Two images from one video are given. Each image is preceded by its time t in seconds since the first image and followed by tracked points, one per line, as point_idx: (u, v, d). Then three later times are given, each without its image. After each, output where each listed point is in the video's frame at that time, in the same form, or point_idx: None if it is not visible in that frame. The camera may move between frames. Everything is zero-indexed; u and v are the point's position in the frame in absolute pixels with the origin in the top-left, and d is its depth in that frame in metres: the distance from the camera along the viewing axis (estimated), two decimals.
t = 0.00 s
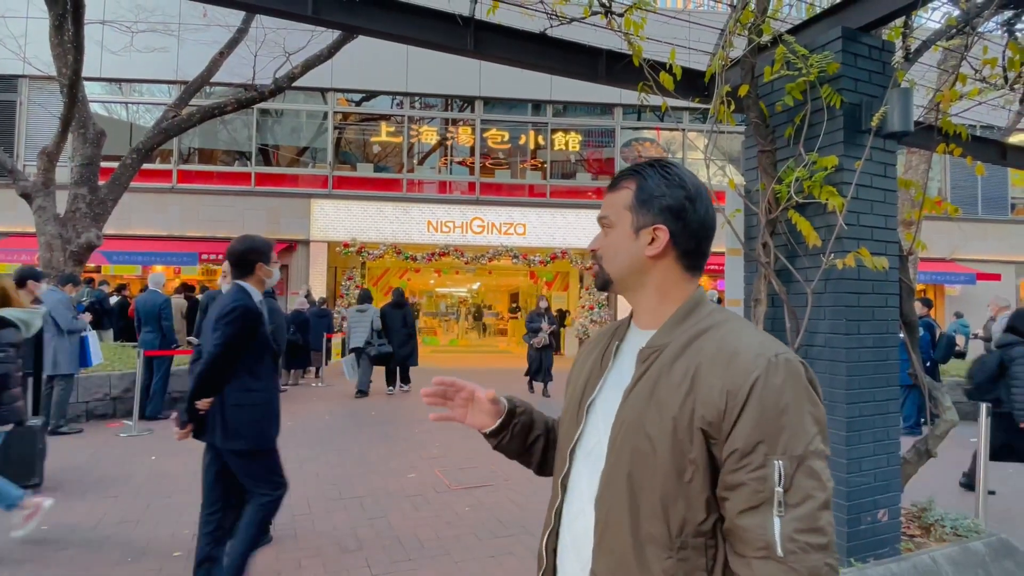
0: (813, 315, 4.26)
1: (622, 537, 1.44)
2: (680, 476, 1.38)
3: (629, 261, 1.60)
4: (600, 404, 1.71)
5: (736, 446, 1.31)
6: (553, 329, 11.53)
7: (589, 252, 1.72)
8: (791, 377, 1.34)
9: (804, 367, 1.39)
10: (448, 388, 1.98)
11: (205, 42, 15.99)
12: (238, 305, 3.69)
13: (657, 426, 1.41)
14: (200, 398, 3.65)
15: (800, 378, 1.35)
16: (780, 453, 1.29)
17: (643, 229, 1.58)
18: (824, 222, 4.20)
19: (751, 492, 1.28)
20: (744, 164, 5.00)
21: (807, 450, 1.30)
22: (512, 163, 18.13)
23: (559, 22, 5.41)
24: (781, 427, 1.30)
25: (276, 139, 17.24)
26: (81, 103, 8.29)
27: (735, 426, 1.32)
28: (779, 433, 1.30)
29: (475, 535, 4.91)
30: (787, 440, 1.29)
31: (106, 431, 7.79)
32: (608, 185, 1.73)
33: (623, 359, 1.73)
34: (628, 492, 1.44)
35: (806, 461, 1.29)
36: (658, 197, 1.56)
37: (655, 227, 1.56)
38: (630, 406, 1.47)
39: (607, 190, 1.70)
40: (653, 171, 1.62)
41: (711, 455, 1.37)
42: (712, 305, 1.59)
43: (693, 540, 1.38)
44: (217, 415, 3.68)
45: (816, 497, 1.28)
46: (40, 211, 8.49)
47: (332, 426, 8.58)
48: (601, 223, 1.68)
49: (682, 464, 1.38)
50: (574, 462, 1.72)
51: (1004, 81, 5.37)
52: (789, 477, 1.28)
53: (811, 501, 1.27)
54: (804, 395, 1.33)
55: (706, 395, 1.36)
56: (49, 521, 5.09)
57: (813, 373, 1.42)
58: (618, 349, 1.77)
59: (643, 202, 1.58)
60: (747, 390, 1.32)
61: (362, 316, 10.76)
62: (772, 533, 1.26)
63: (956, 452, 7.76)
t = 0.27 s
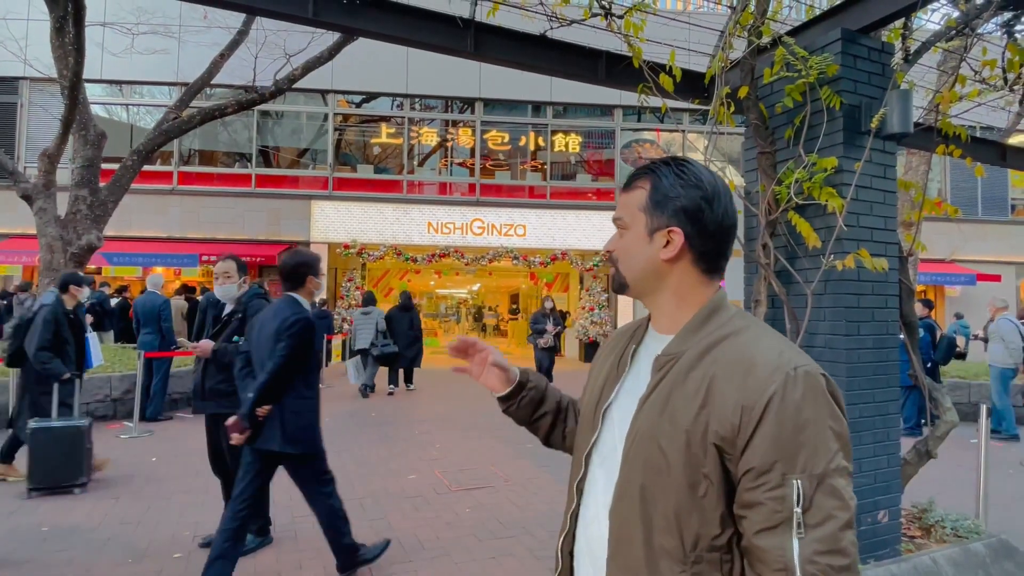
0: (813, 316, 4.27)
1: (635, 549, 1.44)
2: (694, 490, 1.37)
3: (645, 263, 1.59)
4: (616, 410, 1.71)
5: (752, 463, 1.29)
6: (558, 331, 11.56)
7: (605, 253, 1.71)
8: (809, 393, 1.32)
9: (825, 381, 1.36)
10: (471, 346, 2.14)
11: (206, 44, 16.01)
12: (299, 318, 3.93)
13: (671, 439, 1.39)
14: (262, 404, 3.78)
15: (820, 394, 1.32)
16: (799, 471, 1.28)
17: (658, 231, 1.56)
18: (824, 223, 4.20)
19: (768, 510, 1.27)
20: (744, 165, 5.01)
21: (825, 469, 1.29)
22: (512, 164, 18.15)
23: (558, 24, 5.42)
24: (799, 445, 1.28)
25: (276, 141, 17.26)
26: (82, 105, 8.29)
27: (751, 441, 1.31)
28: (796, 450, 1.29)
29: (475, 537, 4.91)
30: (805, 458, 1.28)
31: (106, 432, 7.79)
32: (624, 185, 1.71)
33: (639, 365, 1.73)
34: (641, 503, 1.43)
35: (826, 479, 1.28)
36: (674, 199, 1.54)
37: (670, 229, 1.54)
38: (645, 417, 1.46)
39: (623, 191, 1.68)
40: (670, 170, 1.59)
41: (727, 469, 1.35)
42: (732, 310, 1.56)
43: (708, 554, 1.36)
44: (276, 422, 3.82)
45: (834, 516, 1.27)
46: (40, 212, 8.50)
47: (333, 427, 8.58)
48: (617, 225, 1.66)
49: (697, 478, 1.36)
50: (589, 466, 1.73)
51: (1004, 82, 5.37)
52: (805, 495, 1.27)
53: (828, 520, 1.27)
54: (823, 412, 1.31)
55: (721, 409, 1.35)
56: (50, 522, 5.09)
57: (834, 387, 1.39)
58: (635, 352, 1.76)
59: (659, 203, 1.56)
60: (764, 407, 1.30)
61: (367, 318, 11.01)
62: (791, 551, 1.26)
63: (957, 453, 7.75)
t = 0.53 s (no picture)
0: (814, 317, 4.27)
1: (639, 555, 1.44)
2: (697, 499, 1.35)
3: (653, 267, 1.55)
4: (628, 412, 1.71)
5: (753, 475, 1.27)
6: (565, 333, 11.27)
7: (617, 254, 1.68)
8: (816, 406, 1.27)
9: (835, 394, 1.31)
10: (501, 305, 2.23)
11: (207, 46, 16.05)
12: (358, 316, 4.13)
13: (675, 447, 1.38)
14: (324, 395, 3.97)
15: (827, 408, 1.27)
16: (801, 486, 1.24)
17: (663, 234, 1.52)
18: (825, 224, 4.20)
19: (767, 524, 1.25)
20: (745, 166, 5.02)
21: (828, 484, 1.25)
22: (513, 165, 18.15)
23: (559, 25, 5.43)
24: (801, 459, 1.24)
25: (278, 143, 17.29)
26: (84, 107, 8.31)
27: (753, 454, 1.28)
28: (799, 465, 1.25)
29: (477, 538, 4.90)
30: (806, 473, 1.24)
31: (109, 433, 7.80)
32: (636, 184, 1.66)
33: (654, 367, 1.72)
34: (645, 510, 1.43)
35: (828, 495, 1.24)
36: (680, 202, 1.49)
37: (675, 233, 1.49)
38: (652, 423, 1.44)
39: (635, 192, 1.64)
40: (677, 171, 1.54)
41: (730, 479, 1.33)
42: (745, 314, 1.51)
43: (713, 564, 1.35)
44: (339, 412, 4.02)
45: (837, 533, 1.24)
46: (43, 214, 8.53)
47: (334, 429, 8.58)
48: (629, 226, 1.63)
49: (700, 487, 1.35)
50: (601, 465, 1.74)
51: (1005, 82, 5.36)
52: (807, 511, 1.24)
53: (830, 537, 1.23)
54: (830, 426, 1.27)
55: (724, 420, 1.32)
56: (52, 524, 5.10)
57: (846, 398, 1.33)
58: (648, 355, 1.77)
59: (666, 206, 1.52)
60: (766, 419, 1.27)
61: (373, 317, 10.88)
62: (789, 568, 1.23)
63: (959, 454, 7.73)
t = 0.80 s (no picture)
0: (820, 318, 4.25)
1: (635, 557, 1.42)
2: (689, 506, 1.32)
3: (662, 270, 1.56)
4: (641, 411, 1.72)
5: (739, 484, 1.22)
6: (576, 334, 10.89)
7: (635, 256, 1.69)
8: (807, 417, 1.20)
9: (833, 405, 1.22)
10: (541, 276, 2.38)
11: (213, 49, 16.14)
12: (408, 317, 4.35)
13: (669, 451, 1.35)
14: (376, 390, 4.20)
15: (821, 420, 1.19)
16: (785, 499, 1.17)
17: (671, 238, 1.52)
18: (831, 225, 4.18)
19: (751, 536, 1.19)
20: (750, 168, 5.01)
21: (817, 500, 1.16)
22: (517, 167, 18.16)
23: (563, 27, 5.44)
24: (787, 471, 1.18)
25: (283, 145, 17.37)
26: (91, 110, 8.35)
27: (741, 463, 1.23)
28: (785, 477, 1.18)
29: (482, 540, 4.90)
30: (793, 486, 1.17)
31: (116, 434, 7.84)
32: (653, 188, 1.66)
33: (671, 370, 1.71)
34: (641, 512, 1.42)
35: (816, 511, 1.16)
36: (688, 205, 1.48)
37: (681, 236, 1.49)
38: (651, 427, 1.43)
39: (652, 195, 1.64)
40: (686, 174, 1.53)
41: (723, 488, 1.29)
42: (755, 319, 1.47)
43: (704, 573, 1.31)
44: (388, 405, 4.24)
45: (823, 553, 1.14)
46: (51, 216, 8.59)
47: (340, 430, 8.61)
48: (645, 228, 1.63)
49: (692, 493, 1.32)
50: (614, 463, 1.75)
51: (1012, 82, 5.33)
52: (793, 527, 1.17)
53: (814, 555, 1.14)
54: (822, 439, 1.18)
55: (715, 425, 1.28)
56: (60, 524, 5.13)
57: (847, 411, 1.24)
58: (661, 357, 1.79)
59: (675, 208, 1.51)
60: (753, 427, 1.22)
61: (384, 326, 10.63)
62: None
63: (967, 455, 7.69)
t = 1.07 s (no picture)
0: (828, 319, 4.22)
1: (636, 560, 1.42)
2: (690, 510, 1.31)
3: (671, 272, 1.57)
4: (650, 411, 1.72)
5: (738, 490, 1.21)
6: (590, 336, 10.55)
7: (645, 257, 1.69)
8: (807, 424, 1.18)
9: (835, 413, 1.20)
10: (569, 261, 2.47)
11: (221, 53, 16.25)
12: (446, 320, 4.64)
13: (671, 454, 1.35)
14: (420, 390, 4.51)
15: (821, 427, 1.17)
16: (785, 506, 1.15)
17: (679, 240, 1.52)
18: (839, 225, 4.15)
19: (749, 541, 1.18)
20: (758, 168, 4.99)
21: (815, 510, 1.14)
22: (523, 168, 18.16)
23: (569, 29, 5.43)
24: (785, 478, 1.16)
25: (291, 148, 17.47)
26: (102, 114, 8.42)
27: (740, 468, 1.21)
28: (783, 484, 1.16)
29: (490, 541, 4.90)
30: (791, 494, 1.15)
31: (126, 435, 7.89)
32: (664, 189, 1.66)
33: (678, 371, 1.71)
34: (644, 513, 1.41)
35: (813, 521, 1.14)
36: (696, 207, 1.48)
37: (689, 238, 1.49)
38: (656, 429, 1.42)
39: (663, 196, 1.64)
40: (695, 176, 1.53)
41: (723, 493, 1.28)
42: (764, 322, 1.45)
43: None
44: (432, 404, 4.54)
45: (821, 563, 1.12)
46: (62, 219, 8.67)
47: (348, 431, 8.63)
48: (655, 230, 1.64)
49: (694, 497, 1.31)
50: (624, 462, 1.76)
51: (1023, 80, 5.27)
52: (790, 536, 1.15)
53: (811, 565, 1.12)
54: (822, 447, 1.16)
55: (715, 430, 1.27)
56: (72, 524, 5.18)
57: (850, 419, 1.21)
58: (671, 358, 1.80)
59: (684, 210, 1.51)
60: (752, 433, 1.21)
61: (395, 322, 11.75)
62: None
63: (978, 458, 7.61)
